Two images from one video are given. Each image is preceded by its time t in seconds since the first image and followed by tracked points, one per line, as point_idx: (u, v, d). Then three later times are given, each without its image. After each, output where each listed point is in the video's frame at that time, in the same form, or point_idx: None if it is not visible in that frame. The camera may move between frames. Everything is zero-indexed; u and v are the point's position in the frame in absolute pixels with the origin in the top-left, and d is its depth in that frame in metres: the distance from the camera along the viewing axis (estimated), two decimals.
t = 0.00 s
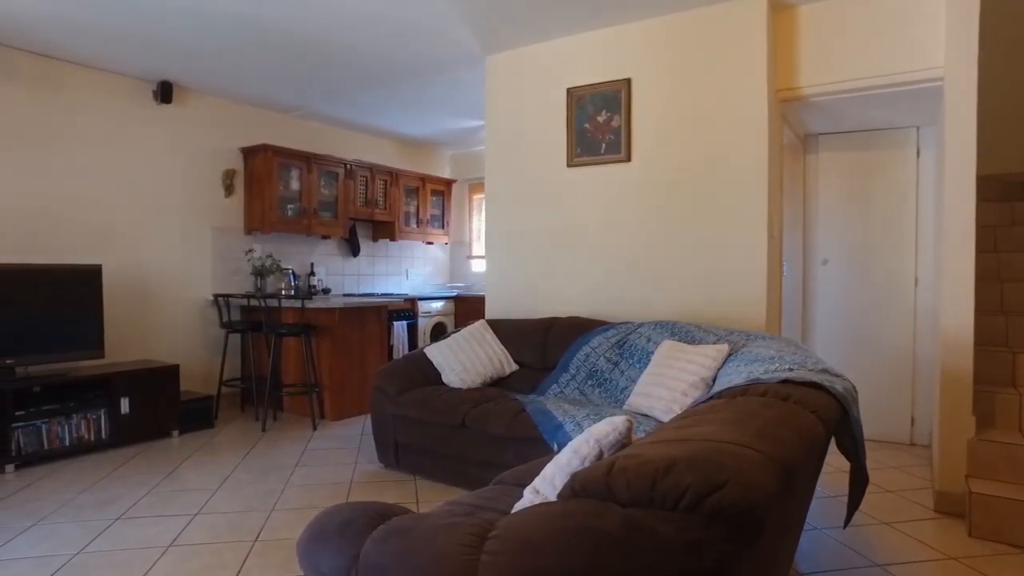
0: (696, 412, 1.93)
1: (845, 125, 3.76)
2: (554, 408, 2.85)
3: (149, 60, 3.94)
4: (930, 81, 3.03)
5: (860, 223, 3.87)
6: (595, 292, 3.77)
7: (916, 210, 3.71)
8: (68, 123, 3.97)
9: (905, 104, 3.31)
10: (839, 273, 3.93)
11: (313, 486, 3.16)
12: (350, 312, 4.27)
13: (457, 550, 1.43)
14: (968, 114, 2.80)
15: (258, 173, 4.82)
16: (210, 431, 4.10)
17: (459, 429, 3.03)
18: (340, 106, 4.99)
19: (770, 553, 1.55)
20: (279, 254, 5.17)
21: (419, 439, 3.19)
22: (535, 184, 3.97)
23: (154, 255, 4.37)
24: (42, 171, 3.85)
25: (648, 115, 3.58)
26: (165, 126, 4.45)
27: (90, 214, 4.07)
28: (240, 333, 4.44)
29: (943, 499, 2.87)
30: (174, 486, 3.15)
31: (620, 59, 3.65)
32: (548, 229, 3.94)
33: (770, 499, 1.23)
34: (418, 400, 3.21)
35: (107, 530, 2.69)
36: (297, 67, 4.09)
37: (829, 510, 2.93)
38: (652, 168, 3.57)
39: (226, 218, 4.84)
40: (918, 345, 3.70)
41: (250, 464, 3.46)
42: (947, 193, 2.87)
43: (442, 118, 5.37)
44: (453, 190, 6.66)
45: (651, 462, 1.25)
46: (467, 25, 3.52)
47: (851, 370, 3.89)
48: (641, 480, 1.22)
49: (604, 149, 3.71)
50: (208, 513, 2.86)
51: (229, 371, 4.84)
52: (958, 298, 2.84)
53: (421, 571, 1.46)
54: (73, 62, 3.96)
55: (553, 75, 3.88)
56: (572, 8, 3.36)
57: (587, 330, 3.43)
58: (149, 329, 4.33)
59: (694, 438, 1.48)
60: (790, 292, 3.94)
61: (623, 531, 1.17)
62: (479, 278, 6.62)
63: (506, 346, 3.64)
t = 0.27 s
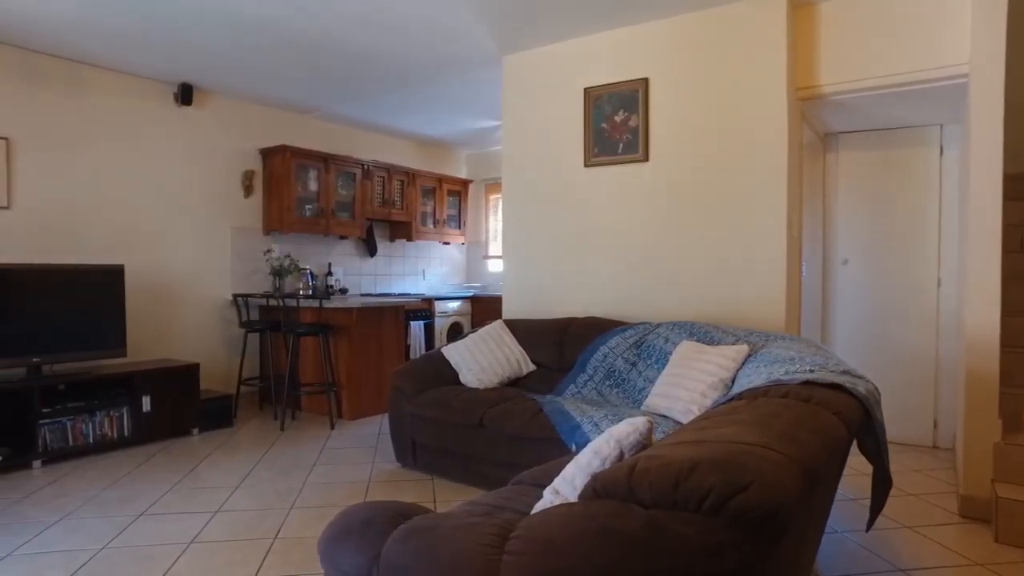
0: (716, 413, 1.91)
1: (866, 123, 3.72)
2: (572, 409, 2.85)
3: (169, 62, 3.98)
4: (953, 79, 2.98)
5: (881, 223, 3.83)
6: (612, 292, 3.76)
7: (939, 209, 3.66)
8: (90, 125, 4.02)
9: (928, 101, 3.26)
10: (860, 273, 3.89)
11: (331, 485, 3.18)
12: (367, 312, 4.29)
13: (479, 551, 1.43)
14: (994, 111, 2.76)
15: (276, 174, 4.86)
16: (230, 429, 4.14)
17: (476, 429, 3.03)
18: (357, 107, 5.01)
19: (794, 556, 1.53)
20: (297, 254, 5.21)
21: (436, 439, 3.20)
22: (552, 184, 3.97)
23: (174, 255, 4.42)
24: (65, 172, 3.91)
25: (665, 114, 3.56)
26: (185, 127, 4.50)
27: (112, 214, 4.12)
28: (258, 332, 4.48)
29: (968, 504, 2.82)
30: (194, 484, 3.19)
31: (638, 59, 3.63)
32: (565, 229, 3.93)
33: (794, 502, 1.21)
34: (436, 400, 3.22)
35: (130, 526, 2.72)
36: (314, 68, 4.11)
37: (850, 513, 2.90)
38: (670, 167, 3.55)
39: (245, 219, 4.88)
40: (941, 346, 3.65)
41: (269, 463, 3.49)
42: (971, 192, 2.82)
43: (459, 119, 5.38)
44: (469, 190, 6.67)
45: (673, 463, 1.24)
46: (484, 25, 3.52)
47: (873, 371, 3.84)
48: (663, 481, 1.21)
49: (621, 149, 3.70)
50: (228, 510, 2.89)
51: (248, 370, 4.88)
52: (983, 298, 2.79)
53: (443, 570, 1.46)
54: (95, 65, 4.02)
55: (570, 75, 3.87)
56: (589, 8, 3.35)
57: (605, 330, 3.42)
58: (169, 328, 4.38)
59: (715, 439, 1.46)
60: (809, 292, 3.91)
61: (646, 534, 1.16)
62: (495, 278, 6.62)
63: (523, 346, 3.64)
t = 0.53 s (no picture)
0: (736, 414, 1.90)
1: (887, 122, 3.68)
2: (589, 409, 2.84)
3: (188, 64, 4.03)
4: (977, 76, 2.94)
5: (902, 222, 3.78)
6: (629, 292, 3.75)
7: (963, 208, 3.61)
8: (111, 127, 4.08)
9: (951, 99, 3.22)
10: (880, 273, 3.84)
11: (348, 484, 3.19)
12: (384, 312, 4.31)
13: (499, 550, 1.43)
14: (1019, 109, 2.71)
15: (294, 175, 4.90)
16: (247, 428, 4.17)
17: (493, 429, 3.04)
18: (373, 108, 5.04)
19: (815, 559, 1.52)
20: (314, 254, 5.25)
21: (453, 438, 3.21)
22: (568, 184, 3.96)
23: (193, 255, 4.47)
24: (87, 174, 3.97)
25: (683, 113, 3.54)
26: (204, 129, 4.55)
27: (133, 215, 4.18)
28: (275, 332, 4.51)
29: (992, 508, 2.78)
30: (214, 482, 3.22)
31: (655, 57, 3.61)
32: (581, 229, 3.92)
33: (816, 504, 1.20)
34: (453, 399, 3.23)
35: (151, 523, 2.76)
36: (331, 70, 4.13)
37: (871, 516, 2.86)
38: (687, 166, 3.53)
39: (263, 219, 4.92)
40: (964, 347, 3.60)
41: (287, 461, 3.51)
42: (996, 191, 2.78)
43: (475, 119, 5.39)
44: (485, 190, 6.68)
45: (693, 464, 1.23)
46: (501, 25, 3.52)
47: (894, 373, 3.80)
48: (684, 482, 1.20)
49: (638, 148, 3.68)
50: (247, 508, 2.92)
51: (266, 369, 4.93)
52: (1008, 299, 2.74)
53: (462, 569, 1.46)
54: (117, 68, 4.08)
55: (586, 75, 3.87)
56: (606, 7, 3.34)
57: (622, 331, 3.41)
58: (188, 328, 4.43)
59: (736, 440, 1.45)
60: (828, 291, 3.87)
61: (666, 534, 1.15)
62: (511, 278, 6.63)
63: (539, 347, 3.64)
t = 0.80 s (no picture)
0: (753, 416, 1.88)
1: (906, 120, 3.64)
2: (604, 410, 2.84)
3: (206, 66, 4.07)
4: (998, 74, 2.90)
5: (922, 222, 3.74)
6: (644, 293, 3.74)
7: (984, 208, 3.55)
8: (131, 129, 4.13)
9: (972, 97, 3.17)
10: (899, 274, 3.80)
11: (364, 483, 3.21)
12: (399, 312, 4.33)
13: (516, 551, 1.43)
14: None
15: (309, 175, 4.93)
16: (263, 427, 4.20)
17: (507, 429, 3.04)
18: (388, 108, 5.06)
19: (834, 563, 1.50)
20: (330, 254, 5.28)
21: (468, 438, 3.22)
22: (583, 185, 3.96)
23: (210, 255, 4.51)
24: (107, 175, 4.03)
25: (698, 113, 3.52)
26: (221, 130, 4.59)
27: (151, 216, 4.23)
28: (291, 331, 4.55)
29: (1014, 513, 2.73)
30: (231, 480, 3.25)
31: (670, 57, 3.60)
32: (596, 229, 3.91)
33: (836, 508, 1.18)
34: (468, 399, 3.24)
35: (169, 520, 2.79)
36: (346, 71, 4.15)
37: (890, 520, 2.83)
38: (703, 166, 3.51)
39: (279, 220, 4.96)
40: (985, 349, 3.55)
41: (303, 460, 3.54)
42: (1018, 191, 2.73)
43: (489, 119, 5.39)
44: (499, 190, 6.69)
45: (711, 466, 1.21)
46: (516, 26, 3.52)
47: (913, 375, 3.75)
48: (702, 484, 1.18)
49: (653, 149, 3.67)
50: (264, 506, 2.94)
51: (282, 369, 4.97)
52: None
53: (479, 570, 1.46)
54: (136, 70, 4.13)
55: (601, 74, 3.86)
56: (621, 7, 3.33)
57: (637, 331, 3.41)
58: (205, 327, 4.47)
59: (754, 442, 1.43)
60: (846, 292, 3.84)
61: (684, 536, 1.14)
62: (525, 278, 6.63)
63: (554, 347, 3.64)
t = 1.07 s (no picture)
0: (769, 417, 1.87)
1: (924, 119, 3.60)
2: (617, 410, 2.83)
3: (220, 67, 4.09)
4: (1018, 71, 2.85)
5: (940, 222, 3.69)
6: (658, 293, 3.72)
7: (1004, 208, 3.50)
8: (147, 130, 4.17)
9: (991, 94, 3.13)
10: (916, 274, 3.76)
11: (377, 482, 3.22)
12: (412, 312, 4.34)
13: (532, 551, 1.42)
14: None
15: (323, 176, 4.96)
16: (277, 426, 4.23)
17: (520, 429, 3.04)
18: (402, 109, 5.07)
19: (853, 567, 1.47)
20: (343, 254, 5.30)
21: (481, 438, 3.22)
22: (596, 185, 3.95)
23: (225, 255, 4.54)
24: (124, 175, 4.07)
25: (712, 112, 3.50)
26: (236, 131, 4.62)
27: (167, 216, 4.26)
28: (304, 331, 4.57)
29: None
30: (246, 478, 3.27)
31: (684, 56, 3.58)
32: (609, 229, 3.90)
33: (856, 511, 1.16)
34: (481, 399, 3.24)
35: (185, 517, 2.82)
36: (359, 71, 4.17)
37: (907, 524, 2.80)
38: (717, 166, 3.49)
39: (293, 220, 4.99)
40: (1005, 350, 3.50)
41: (316, 459, 3.55)
42: None
43: (502, 119, 5.39)
44: (512, 190, 6.69)
45: (729, 467, 1.19)
46: (529, 26, 3.52)
47: (931, 377, 3.71)
48: (719, 486, 1.16)
49: (667, 148, 3.65)
50: (278, 504, 2.96)
51: (295, 368, 4.99)
52: None
53: (494, 570, 1.45)
54: (152, 72, 4.17)
55: (614, 74, 3.84)
56: (635, 6, 3.31)
57: (650, 332, 3.40)
58: (220, 327, 4.51)
59: (770, 444, 1.41)
60: (862, 293, 3.80)
61: (700, 538, 1.13)
62: (538, 278, 6.62)
63: (567, 347, 3.63)
